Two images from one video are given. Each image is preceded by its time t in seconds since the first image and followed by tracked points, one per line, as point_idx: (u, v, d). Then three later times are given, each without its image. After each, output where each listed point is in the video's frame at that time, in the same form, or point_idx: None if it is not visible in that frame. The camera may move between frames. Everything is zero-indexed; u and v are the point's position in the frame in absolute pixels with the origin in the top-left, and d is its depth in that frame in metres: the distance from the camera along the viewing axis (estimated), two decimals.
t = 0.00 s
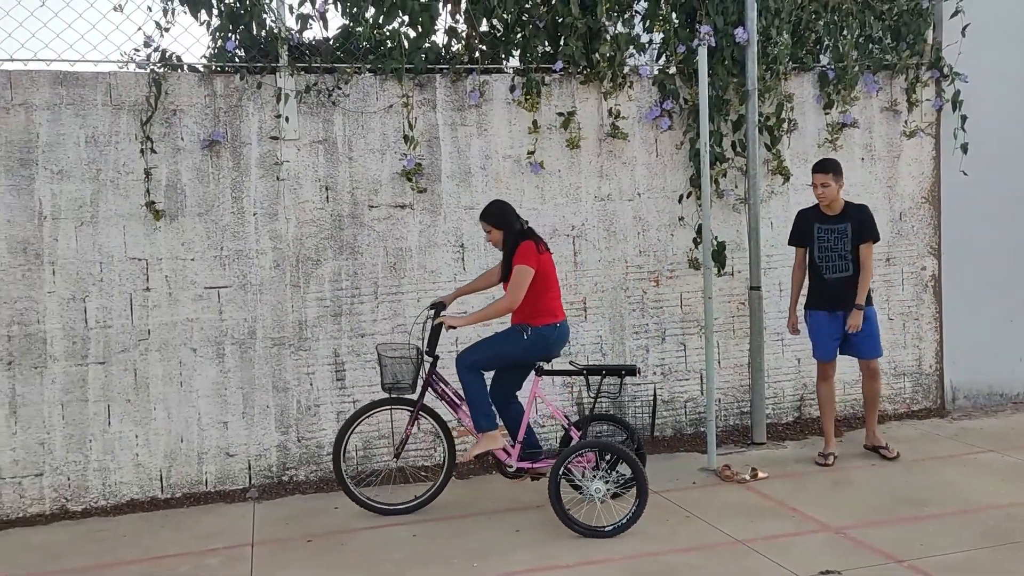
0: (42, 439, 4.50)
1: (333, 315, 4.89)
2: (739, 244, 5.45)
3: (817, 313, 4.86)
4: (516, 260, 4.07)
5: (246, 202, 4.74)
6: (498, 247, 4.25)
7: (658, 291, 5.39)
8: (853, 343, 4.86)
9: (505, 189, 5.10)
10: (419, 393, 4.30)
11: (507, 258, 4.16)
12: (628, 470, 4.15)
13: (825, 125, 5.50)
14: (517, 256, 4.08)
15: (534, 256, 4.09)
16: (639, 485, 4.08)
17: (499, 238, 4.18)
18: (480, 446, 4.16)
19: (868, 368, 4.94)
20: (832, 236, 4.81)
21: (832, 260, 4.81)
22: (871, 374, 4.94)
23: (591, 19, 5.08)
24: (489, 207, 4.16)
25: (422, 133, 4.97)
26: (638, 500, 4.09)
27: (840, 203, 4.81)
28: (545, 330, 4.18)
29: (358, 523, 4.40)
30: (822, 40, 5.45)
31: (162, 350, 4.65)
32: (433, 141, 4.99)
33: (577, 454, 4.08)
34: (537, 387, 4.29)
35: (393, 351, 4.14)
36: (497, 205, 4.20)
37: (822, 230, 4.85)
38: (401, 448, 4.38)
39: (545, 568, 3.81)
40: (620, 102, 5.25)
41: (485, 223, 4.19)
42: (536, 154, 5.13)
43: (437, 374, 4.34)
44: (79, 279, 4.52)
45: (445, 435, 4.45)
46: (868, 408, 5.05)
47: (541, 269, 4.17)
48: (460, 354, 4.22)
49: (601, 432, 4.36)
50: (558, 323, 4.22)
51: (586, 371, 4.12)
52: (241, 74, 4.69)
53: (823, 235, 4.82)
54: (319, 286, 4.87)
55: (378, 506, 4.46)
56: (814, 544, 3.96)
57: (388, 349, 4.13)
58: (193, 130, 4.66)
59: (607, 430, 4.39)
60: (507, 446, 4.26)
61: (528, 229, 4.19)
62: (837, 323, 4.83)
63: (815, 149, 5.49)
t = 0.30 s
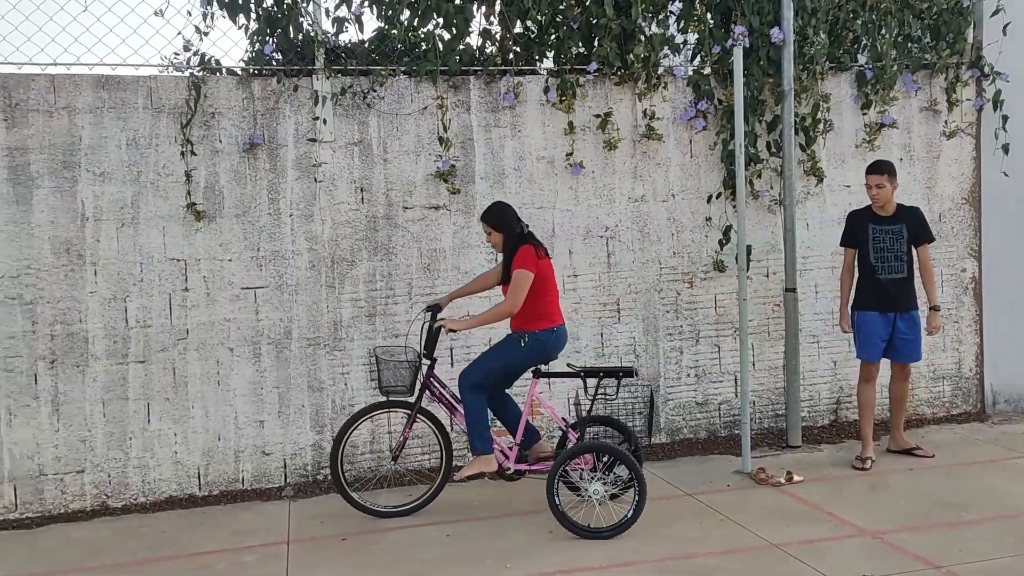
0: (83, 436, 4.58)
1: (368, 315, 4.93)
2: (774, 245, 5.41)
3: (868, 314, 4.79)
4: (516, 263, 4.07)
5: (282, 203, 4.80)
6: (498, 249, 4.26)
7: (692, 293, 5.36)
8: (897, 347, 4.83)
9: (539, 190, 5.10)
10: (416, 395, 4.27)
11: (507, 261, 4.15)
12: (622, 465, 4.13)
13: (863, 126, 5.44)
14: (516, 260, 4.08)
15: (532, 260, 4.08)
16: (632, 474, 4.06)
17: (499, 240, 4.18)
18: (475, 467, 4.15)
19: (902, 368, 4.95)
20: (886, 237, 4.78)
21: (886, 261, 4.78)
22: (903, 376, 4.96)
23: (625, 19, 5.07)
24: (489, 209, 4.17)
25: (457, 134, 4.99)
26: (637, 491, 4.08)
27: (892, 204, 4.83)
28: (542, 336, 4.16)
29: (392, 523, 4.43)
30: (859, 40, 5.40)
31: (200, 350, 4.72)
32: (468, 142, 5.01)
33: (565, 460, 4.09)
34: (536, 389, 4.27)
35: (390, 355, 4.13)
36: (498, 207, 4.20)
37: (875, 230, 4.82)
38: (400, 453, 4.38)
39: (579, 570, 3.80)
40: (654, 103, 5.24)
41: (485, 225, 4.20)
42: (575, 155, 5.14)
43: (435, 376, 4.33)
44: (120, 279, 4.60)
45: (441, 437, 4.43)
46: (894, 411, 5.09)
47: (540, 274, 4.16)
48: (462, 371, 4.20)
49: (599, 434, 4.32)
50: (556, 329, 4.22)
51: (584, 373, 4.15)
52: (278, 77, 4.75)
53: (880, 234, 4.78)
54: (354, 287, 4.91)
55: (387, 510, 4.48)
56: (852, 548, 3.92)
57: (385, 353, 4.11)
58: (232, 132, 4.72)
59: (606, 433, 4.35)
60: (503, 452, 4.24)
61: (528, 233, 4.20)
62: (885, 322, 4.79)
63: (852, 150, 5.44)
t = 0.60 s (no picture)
0: (137, 430, 4.69)
1: (413, 313, 4.97)
2: (822, 244, 5.34)
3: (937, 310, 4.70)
4: (525, 263, 3.99)
5: (330, 202, 4.86)
6: (505, 248, 4.19)
7: (738, 292, 5.32)
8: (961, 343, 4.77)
9: (584, 188, 5.10)
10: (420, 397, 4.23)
11: (515, 262, 4.08)
12: (625, 460, 4.16)
13: (915, 122, 5.35)
14: (525, 262, 4.00)
15: (541, 261, 4.01)
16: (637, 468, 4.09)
17: (507, 239, 4.13)
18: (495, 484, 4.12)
19: (954, 366, 4.89)
20: (959, 233, 4.72)
21: (956, 258, 4.71)
22: (957, 373, 4.90)
23: (671, 16, 5.04)
24: (498, 208, 4.12)
25: (502, 133, 5.01)
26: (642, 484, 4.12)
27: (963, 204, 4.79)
28: (552, 340, 4.10)
29: (436, 520, 4.47)
30: (911, 35, 5.31)
31: (249, 346, 4.80)
32: (512, 141, 5.02)
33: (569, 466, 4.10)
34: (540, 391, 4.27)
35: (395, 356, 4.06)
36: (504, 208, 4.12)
37: (946, 227, 4.74)
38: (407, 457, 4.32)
39: (625, 569, 3.79)
40: (700, 100, 5.20)
41: (494, 223, 4.14)
42: (620, 153, 5.13)
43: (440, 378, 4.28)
44: (172, 276, 4.70)
45: (444, 436, 4.41)
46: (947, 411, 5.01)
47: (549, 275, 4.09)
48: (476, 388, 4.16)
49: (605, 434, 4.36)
50: (564, 331, 4.15)
51: (590, 373, 4.13)
52: (326, 78, 4.81)
53: (953, 231, 4.71)
54: (400, 285, 4.95)
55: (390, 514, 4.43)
56: (902, 551, 3.86)
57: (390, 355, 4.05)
58: (280, 132, 4.79)
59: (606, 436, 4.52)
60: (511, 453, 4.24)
61: (535, 233, 4.12)
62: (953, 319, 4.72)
63: (903, 147, 5.35)
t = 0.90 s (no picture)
0: (193, 424, 4.81)
1: (461, 311, 5.02)
2: (875, 241, 5.26)
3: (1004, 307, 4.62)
4: (535, 263, 3.97)
5: (379, 201, 4.92)
6: (511, 248, 4.17)
7: (788, 290, 5.26)
8: None
9: (631, 186, 5.09)
10: (429, 401, 4.20)
11: (523, 263, 4.06)
12: (625, 454, 4.17)
13: (972, 118, 5.24)
14: (534, 261, 3.98)
15: (551, 260, 4.00)
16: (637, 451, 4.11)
17: (513, 239, 4.10)
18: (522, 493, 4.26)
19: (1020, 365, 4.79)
20: None
21: None
22: (1022, 373, 4.82)
23: (721, 12, 5.01)
24: (502, 208, 4.08)
25: (549, 132, 5.03)
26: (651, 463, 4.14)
27: None
28: (563, 338, 4.09)
29: (484, 516, 4.51)
30: (968, 28, 5.20)
31: (300, 342, 4.89)
32: (560, 139, 5.04)
33: (578, 479, 4.09)
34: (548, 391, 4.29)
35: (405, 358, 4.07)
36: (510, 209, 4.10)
37: (1014, 223, 4.65)
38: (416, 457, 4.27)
39: (672, 567, 3.79)
40: (750, 97, 5.16)
41: (499, 224, 4.11)
42: (663, 151, 5.10)
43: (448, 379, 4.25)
44: (227, 274, 4.81)
45: (450, 435, 4.41)
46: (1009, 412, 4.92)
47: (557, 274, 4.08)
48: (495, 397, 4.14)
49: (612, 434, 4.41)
50: (573, 330, 4.15)
51: (600, 371, 4.13)
52: (375, 78, 4.88)
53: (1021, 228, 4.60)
54: (447, 283, 5.00)
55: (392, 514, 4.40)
56: (958, 554, 3.79)
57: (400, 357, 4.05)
58: (331, 132, 4.87)
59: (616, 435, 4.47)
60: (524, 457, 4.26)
61: (541, 232, 4.12)
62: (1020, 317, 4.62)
63: (960, 142, 5.24)
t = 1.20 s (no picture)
0: (250, 415, 4.93)
1: (511, 306, 5.05)
2: (934, 236, 5.15)
3: None
4: (549, 259, 3.92)
5: (431, 197, 4.98)
6: (525, 245, 4.13)
7: (843, 286, 5.18)
8: None
9: (683, 181, 5.06)
10: (440, 399, 4.12)
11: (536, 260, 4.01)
12: (626, 452, 4.15)
13: None
14: (548, 258, 3.93)
15: (564, 257, 3.94)
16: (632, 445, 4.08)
17: (526, 237, 4.07)
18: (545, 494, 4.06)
19: None
20: None
21: None
22: None
23: (776, 4, 4.95)
24: (517, 205, 4.04)
25: (600, 127, 5.03)
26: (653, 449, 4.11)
27: None
28: (578, 336, 4.04)
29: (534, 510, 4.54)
30: None
31: (353, 336, 4.97)
32: (610, 135, 5.03)
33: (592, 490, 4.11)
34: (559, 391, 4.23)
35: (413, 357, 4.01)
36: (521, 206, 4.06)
37: None
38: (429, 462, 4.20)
39: (725, 564, 3.78)
40: (805, 90, 5.09)
41: (511, 221, 4.07)
42: (712, 145, 5.06)
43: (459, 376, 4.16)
44: (283, 269, 4.91)
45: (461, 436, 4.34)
46: None
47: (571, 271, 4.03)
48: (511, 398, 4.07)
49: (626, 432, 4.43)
50: (586, 328, 4.10)
51: (611, 370, 4.13)
52: (427, 75, 4.94)
53: None
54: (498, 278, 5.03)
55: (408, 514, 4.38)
56: (1020, 556, 3.71)
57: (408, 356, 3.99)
58: (384, 129, 4.94)
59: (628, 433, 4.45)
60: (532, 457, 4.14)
61: (553, 230, 4.07)
62: None
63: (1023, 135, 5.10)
